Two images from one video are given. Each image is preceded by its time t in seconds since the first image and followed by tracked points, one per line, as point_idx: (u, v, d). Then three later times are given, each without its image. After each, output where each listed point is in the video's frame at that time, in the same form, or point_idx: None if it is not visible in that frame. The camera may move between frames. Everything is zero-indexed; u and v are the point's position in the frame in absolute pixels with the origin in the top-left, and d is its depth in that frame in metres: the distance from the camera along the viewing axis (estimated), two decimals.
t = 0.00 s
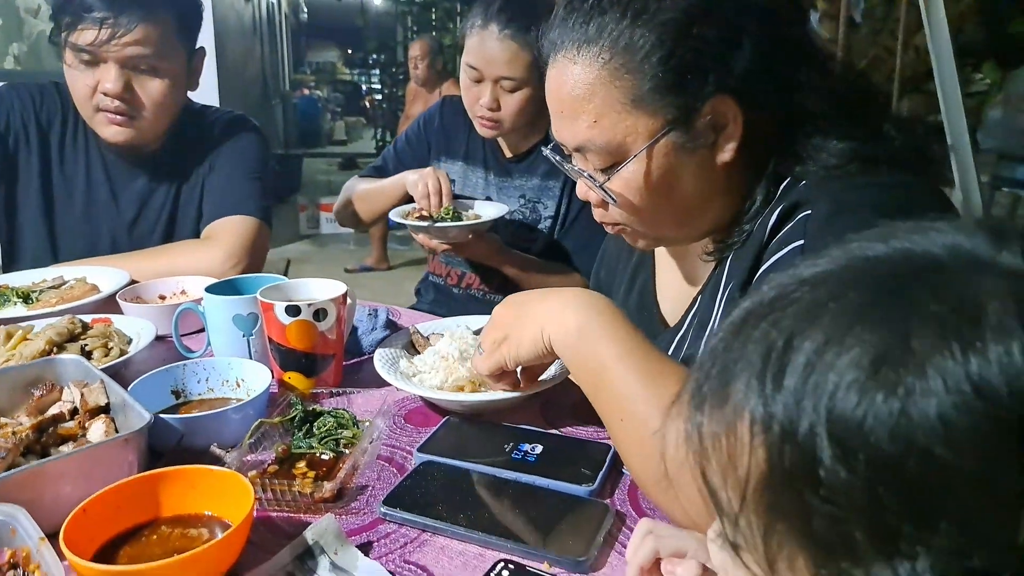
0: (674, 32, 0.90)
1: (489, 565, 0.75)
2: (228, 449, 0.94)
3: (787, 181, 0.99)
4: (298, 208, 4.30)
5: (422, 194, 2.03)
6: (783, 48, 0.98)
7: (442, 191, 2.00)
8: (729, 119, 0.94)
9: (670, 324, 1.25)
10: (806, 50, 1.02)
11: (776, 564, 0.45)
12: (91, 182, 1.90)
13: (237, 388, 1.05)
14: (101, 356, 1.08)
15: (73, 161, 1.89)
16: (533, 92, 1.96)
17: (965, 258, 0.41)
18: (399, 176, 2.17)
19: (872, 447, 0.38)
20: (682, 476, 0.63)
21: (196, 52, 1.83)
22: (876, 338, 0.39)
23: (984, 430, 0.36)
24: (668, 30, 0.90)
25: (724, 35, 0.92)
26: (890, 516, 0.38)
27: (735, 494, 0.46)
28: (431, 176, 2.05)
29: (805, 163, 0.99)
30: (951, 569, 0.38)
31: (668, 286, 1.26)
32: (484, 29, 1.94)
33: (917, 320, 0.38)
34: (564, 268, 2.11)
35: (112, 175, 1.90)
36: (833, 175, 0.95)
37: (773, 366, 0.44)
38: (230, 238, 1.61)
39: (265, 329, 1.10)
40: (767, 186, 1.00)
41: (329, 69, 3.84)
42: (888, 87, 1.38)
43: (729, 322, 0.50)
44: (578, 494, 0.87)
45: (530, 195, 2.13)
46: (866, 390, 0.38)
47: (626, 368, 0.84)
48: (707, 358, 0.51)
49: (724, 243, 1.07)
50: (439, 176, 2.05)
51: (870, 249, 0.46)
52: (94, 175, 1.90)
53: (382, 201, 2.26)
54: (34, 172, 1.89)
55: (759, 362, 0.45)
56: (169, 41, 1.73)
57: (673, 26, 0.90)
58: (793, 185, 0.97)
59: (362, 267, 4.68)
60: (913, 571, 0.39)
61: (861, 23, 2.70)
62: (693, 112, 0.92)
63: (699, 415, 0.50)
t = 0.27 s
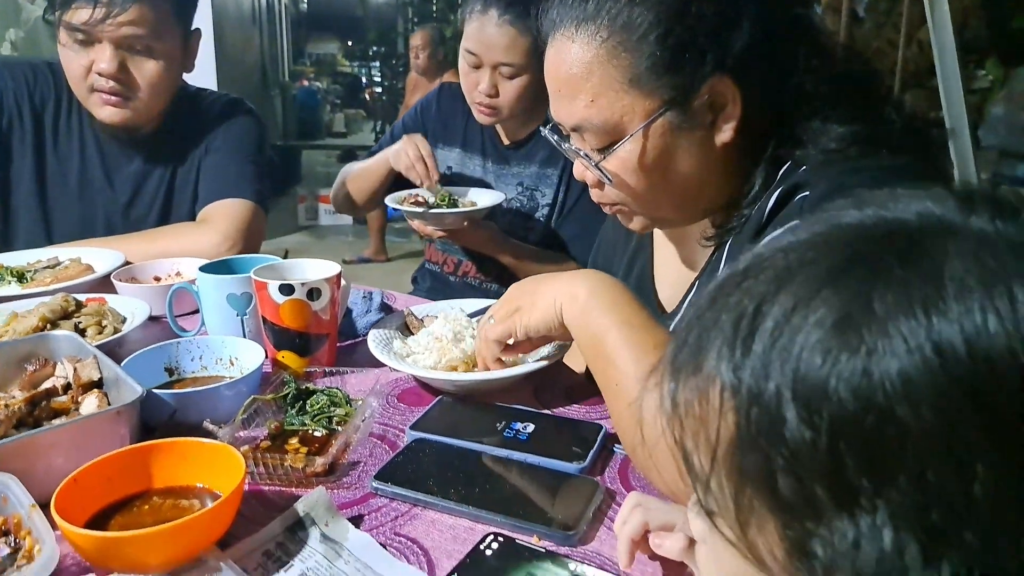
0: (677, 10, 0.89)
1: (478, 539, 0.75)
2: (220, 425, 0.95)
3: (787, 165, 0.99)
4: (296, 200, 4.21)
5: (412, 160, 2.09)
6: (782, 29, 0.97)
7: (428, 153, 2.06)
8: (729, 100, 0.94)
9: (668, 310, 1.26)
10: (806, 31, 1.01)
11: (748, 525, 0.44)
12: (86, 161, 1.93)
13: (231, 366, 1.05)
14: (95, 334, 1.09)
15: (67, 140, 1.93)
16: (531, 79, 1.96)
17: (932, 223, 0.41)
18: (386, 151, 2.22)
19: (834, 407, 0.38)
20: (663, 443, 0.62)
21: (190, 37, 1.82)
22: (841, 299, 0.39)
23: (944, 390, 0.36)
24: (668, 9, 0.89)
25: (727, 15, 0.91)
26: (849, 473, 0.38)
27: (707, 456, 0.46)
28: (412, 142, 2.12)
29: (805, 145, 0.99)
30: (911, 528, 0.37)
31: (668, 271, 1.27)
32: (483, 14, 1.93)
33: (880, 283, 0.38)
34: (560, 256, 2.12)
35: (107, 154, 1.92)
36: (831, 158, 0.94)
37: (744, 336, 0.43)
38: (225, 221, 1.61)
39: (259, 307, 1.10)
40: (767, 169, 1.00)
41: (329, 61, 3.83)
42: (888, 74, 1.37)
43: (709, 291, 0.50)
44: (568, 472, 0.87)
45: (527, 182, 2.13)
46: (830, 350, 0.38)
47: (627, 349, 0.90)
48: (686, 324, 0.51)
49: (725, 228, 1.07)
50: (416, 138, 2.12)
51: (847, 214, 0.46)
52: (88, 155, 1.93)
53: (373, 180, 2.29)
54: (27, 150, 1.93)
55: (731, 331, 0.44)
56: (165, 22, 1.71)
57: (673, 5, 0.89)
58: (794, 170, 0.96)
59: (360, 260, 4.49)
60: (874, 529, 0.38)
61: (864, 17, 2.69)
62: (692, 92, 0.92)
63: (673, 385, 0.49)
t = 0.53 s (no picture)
0: None
1: (475, 507, 0.77)
2: (221, 396, 0.96)
3: (791, 142, 0.97)
4: (297, 184, 4.27)
5: (422, 157, 2.05)
6: (785, 6, 0.97)
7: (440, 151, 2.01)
8: (733, 76, 0.94)
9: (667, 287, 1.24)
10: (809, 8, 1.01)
11: (738, 483, 0.45)
12: (89, 139, 1.93)
13: (232, 339, 1.06)
14: (98, 306, 1.10)
15: (70, 117, 1.93)
16: (531, 60, 1.96)
17: (917, 186, 0.42)
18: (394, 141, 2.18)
19: (821, 361, 0.39)
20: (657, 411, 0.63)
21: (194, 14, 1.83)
22: (827, 258, 0.40)
23: (926, 346, 0.36)
24: None
25: None
26: (833, 425, 0.39)
27: (697, 416, 0.46)
28: (425, 137, 2.06)
29: (807, 124, 0.99)
30: (893, 474, 0.38)
31: (669, 250, 1.27)
32: None
33: (864, 243, 0.39)
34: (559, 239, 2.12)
35: (109, 132, 1.93)
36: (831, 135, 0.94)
37: (735, 295, 0.44)
38: (226, 199, 1.61)
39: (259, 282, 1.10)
40: (771, 147, 1.00)
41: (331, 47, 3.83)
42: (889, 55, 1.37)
43: (702, 255, 0.50)
44: (564, 443, 0.88)
45: (527, 164, 2.13)
46: (816, 308, 0.39)
47: (622, 318, 0.92)
48: (679, 288, 0.51)
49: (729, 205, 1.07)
50: (431, 134, 2.06)
51: (836, 179, 0.46)
52: (91, 133, 1.93)
53: (378, 166, 2.28)
54: (29, 128, 1.94)
55: (721, 294, 0.45)
56: None
57: None
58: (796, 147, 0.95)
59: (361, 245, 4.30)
60: (857, 477, 0.39)
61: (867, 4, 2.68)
62: (695, 66, 0.93)
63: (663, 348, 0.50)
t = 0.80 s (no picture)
0: None
1: (477, 484, 0.77)
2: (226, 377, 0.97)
3: (790, 123, 0.96)
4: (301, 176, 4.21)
5: (426, 147, 2.06)
6: None
7: (444, 142, 2.02)
8: (730, 57, 0.95)
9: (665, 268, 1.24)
10: None
11: (742, 451, 0.46)
12: (95, 127, 1.94)
13: (236, 322, 1.07)
14: (104, 290, 1.10)
15: (76, 105, 1.94)
16: (534, 48, 1.96)
17: (920, 152, 0.42)
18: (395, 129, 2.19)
19: (824, 328, 0.39)
20: (665, 383, 0.65)
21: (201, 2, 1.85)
22: (830, 227, 0.40)
23: (929, 308, 0.37)
24: None
25: None
26: (839, 392, 0.39)
27: (702, 386, 0.48)
28: (430, 128, 2.07)
29: (809, 102, 0.96)
30: (895, 434, 0.39)
31: (669, 235, 1.28)
32: None
33: (866, 211, 0.39)
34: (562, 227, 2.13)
35: (115, 120, 1.94)
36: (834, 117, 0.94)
37: (739, 265, 0.44)
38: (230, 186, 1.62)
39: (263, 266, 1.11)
40: (768, 127, 0.98)
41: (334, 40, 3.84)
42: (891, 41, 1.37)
43: (704, 228, 0.50)
44: (565, 423, 0.89)
45: (530, 153, 2.14)
46: (819, 276, 0.39)
47: (616, 301, 0.93)
48: (681, 261, 0.52)
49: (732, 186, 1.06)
50: (435, 125, 2.07)
51: (839, 149, 0.47)
52: (97, 120, 1.94)
53: (379, 153, 2.29)
54: (36, 116, 1.95)
55: (725, 264, 0.45)
56: None
57: None
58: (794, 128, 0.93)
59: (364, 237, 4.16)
60: (861, 440, 0.39)
61: None
62: (694, 44, 0.93)
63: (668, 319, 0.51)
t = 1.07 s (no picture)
0: None
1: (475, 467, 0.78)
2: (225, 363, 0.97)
3: (772, 109, 0.96)
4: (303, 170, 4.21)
5: (425, 130, 2.07)
6: None
7: (443, 124, 2.03)
8: (717, 42, 0.95)
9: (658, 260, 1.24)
10: None
11: (740, 425, 0.47)
12: (98, 119, 1.95)
13: (236, 310, 1.08)
14: (105, 277, 1.11)
15: (78, 96, 1.95)
16: (534, 40, 1.96)
17: (921, 126, 0.43)
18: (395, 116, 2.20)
19: (825, 300, 0.39)
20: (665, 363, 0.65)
21: None
22: (831, 201, 0.40)
23: (929, 278, 0.37)
24: None
25: None
26: (838, 364, 0.40)
27: (701, 361, 0.48)
28: (427, 111, 2.08)
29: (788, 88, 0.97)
30: (893, 406, 0.39)
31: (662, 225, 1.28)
32: None
33: (869, 182, 0.40)
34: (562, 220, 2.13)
35: (118, 111, 1.95)
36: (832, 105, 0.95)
37: (739, 240, 0.45)
38: (232, 177, 1.63)
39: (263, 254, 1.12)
40: (751, 114, 0.97)
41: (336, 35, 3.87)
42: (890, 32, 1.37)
43: (703, 207, 0.51)
44: (563, 408, 0.90)
45: (530, 145, 2.14)
46: (820, 251, 0.40)
47: (602, 289, 0.90)
48: (680, 240, 0.52)
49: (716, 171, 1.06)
50: (432, 108, 2.08)
51: (840, 124, 0.47)
52: (99, 111, 1.95)
53: (380, 143, 2.29)
54: (39, 107, 1.96)
55: (724, 241, 0.46)
56: None
57: None
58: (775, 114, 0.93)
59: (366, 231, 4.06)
60: (860, 411, 0.40)
61: None
62: (681, 28, 0.93)
63: (668, 296, 0.51)
